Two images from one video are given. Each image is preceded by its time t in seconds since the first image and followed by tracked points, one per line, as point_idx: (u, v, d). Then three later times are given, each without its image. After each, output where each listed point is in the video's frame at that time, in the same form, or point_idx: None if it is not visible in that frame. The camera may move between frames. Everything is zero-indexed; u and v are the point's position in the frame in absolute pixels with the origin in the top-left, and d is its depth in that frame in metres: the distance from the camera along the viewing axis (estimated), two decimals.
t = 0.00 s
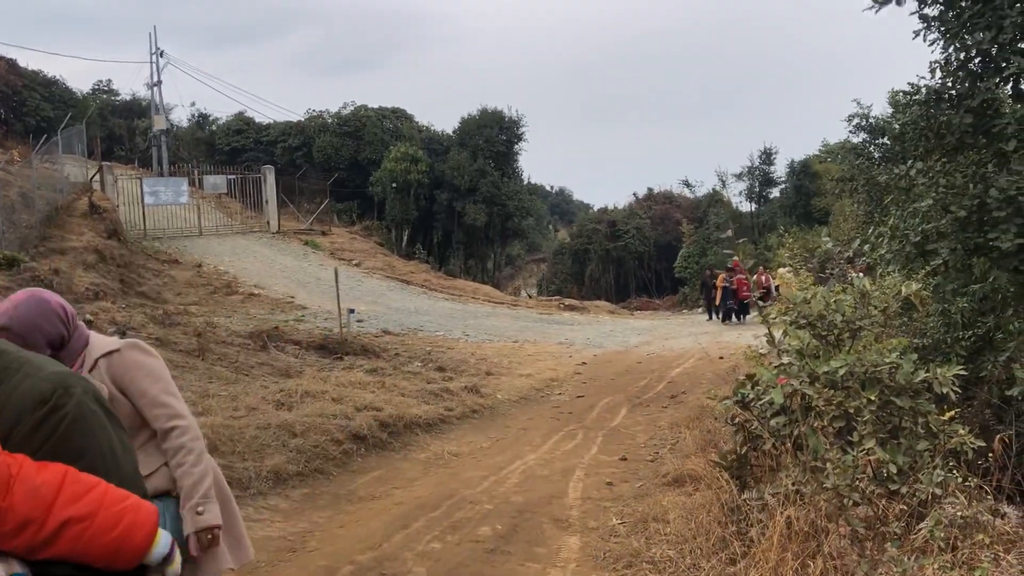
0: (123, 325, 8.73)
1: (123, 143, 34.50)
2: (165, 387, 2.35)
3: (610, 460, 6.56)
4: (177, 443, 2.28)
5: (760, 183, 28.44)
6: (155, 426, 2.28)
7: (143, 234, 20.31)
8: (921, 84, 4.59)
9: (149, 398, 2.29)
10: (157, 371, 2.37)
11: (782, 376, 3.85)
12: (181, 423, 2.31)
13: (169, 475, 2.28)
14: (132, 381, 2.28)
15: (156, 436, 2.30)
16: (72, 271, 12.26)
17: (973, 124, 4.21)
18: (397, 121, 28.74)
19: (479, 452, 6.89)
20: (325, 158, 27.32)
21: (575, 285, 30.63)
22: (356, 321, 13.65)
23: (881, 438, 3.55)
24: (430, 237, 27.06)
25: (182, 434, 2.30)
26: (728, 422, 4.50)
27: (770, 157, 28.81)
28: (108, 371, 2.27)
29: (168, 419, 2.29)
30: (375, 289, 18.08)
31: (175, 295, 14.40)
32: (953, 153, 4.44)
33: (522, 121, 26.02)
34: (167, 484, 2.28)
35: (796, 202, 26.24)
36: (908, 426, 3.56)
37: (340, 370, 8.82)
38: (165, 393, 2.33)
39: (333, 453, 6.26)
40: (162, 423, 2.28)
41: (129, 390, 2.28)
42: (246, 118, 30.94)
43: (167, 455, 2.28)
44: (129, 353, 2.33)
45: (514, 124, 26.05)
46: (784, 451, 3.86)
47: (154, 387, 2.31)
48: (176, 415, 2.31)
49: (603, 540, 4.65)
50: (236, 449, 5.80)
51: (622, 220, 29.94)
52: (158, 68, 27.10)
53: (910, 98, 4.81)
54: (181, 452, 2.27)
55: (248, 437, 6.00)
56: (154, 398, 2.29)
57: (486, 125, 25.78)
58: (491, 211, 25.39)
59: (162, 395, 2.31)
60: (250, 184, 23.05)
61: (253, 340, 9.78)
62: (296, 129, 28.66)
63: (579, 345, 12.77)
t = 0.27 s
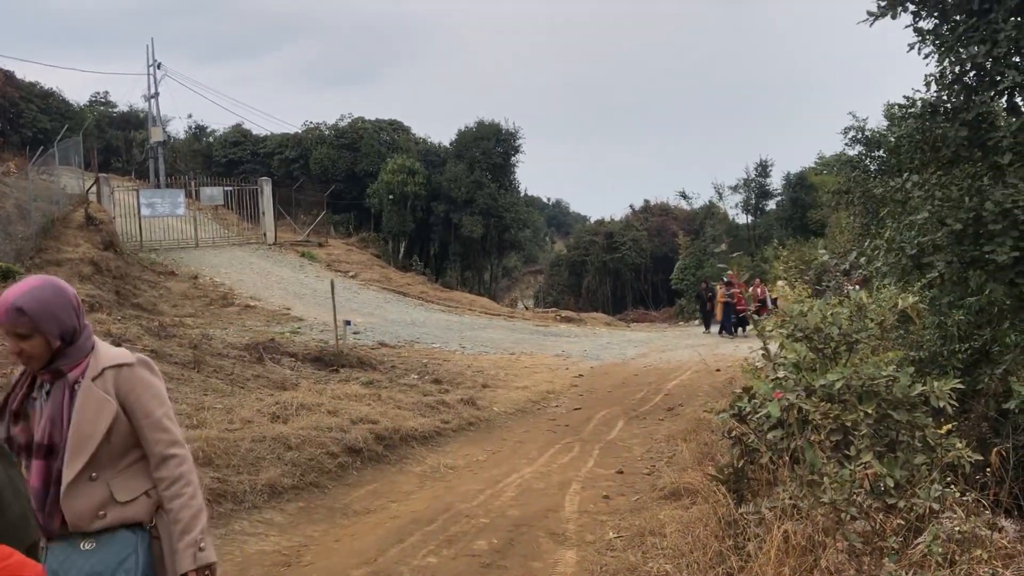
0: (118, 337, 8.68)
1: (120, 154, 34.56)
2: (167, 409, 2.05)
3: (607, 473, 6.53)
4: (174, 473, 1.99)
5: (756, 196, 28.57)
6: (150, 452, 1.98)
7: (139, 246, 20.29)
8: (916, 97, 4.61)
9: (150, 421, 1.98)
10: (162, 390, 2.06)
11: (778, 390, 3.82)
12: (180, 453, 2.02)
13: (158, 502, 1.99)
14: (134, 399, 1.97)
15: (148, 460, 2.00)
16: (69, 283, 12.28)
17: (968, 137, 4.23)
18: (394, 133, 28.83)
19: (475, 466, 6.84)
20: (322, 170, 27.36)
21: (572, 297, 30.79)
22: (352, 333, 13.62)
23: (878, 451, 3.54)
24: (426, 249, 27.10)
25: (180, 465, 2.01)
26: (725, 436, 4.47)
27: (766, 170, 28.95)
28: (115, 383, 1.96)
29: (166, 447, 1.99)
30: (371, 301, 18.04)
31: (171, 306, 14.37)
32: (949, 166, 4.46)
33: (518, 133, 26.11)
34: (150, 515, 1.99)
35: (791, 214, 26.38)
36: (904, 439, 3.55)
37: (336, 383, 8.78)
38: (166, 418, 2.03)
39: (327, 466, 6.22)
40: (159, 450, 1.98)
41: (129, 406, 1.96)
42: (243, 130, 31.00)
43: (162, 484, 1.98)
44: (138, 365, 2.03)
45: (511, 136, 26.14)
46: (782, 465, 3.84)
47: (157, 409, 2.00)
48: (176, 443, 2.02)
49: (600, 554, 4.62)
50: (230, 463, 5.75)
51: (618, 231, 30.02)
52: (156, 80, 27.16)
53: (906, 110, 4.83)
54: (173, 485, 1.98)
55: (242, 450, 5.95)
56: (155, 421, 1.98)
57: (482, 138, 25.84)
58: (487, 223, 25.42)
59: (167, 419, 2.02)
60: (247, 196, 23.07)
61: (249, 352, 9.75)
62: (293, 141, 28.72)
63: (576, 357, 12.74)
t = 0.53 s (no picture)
0: (114, 345, 8.64)
1: (117, 162, 34.58)
2: (153, 432, 2.03)
3: (604, 482, 6.50)
4: (150, 501, 1.97)
5: (753, 205, 28.63)
6: (130, 474, 1.96)
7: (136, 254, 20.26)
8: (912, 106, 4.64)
9: (135, 442, 1.96)
10: (151, 411, 2.04)
11: (775, 400, 3.81)
12: (159, 480, 2.00)
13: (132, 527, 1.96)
14: (124, 417, 1.95)
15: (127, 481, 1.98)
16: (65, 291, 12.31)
17: (964, 146, 4.24)
18: (391, 142, 28.88)
19: (472, 474, 6.81)
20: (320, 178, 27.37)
21: (569, 306, 30.88)
22: (349, 342, 13.59)
23: (875, 461, 3.52)
24: (424, 257, 27.10)
25: (157, 492, 1.99)
26: (722, 445, 4.46)
27: (763, 179, 29.01)
28: (106, 397, 1.94)
29: (147, 471, 1.97)
30: (368, 309, 18.01)
31: (167, 314, 14.36)
32: (944, 175, 4.47)
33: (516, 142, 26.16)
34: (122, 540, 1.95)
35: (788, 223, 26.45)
36: (901, 448, 3.54)
37: (332, 391, 8.74)
38: (151, 441, 2.00)
39: (323, 474, 6.18)
40: (139, 474, 1.96)
41: (119, 424, 1.95)
42: (240, 138, 31.02)
43: (138, 508, 1.95)
44: (131, 384, 2.00)
45: (508, 144, 26.18)
46: (779, 475, 3.82)
47: (144, 430, 1.98)
48: (157, 469, 2.00)
49: (597, 564, 4.59)
50: (226, 472, 5.71)
51: (616, 240, 30.06)
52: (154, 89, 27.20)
53: (902, 120, 4.85)
54: (150, 513, 1.96)
55: (239, 459, 5.92)
56: (141, 443, 1.97)
57: (480, 146, 25.88)
58: (485, 231, 25.43)
59: (151, 442, 2.00)
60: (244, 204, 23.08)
61: (246, 360, 9.72)
62: (290, 149, 28.75)
63: (573, 365, 12.72)
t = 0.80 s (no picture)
0: (110, 348, 8.62)
1: (115, 165, 34.58)
2: (105, 453, 2.04)
3: (601, 487, 6.49)
4: (94, 525, 1.97)
5: (751, 209, 28.67)
6: (77, 496, 1.96)
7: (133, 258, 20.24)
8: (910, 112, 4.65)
9: (86, 462, 1.97)
10: (105, 431, 2.05)
11: (772, 405, 3.80)
12: (105, 505, 2.00)
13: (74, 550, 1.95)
14: (79, 436, 1.97)
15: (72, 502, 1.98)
16: (63, 293, 12.34)
17: (962, 151, 4.25)
18: (389, 146, 28.91)
19: (469, 479, 6.79)
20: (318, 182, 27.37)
21: (567, 310, 30.88)
22: (346, 345, 13.57)
23: (873, 466, 3.52)
24: (421, 261, 27.09)
25: (103, 517, 1.99)
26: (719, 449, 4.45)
27: (760, 184, 29.05)
28: (63, 414, 1.95)
29: (94, 494, 1.98)
30: (366, 313, 18.00)
31: (164, 318, 14.34)
32: (942, 180, 4.48)
33: (514, 146, 26.19)
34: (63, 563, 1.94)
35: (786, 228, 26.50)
36: (899, 453, 3.54)
37: (329, 395, 8.72)
38: (103, 462, 2.02)
39: (320, 478, 6.16)
40: (85, 497, 1.97)
41: (74, 442, 1.96)
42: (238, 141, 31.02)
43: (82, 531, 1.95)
44: (90, 404, 2.01)
45: (506, 148, 26.23)
46: (776, 480, 3.82)
47: (97, 450, 2.00)
48: (106, 493, 2.00)
49: (593, 569, 4.58)
50: (223, 476, 5.69)
51: (614, 245, 30.07)
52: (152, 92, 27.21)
53: (899, 126, 4.86)
54: (93, 537, 1.96)
55: (235, 463, 5.89)
56: (92, 463, 1.98)
57: (478, 150, 25.91)
58: (483, 235, 25.42)
59: (102, 463, 2.01)
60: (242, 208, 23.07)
61: (243, 363, 9.69)
62: (288, 153, 28.76)
63: (571, 370, 12.71)
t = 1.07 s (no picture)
0: (110, 347, 8.61)
1: (115, 164, 34.64)
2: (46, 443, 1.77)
3: (602, 487, 6.49)
4: (34, 524, 1.71)
5: (751, 210, 28.68)
6: (12, 493, 1.70)
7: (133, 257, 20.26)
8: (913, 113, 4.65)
9: (22, 455, 1.70)
10: (45, 418, 1.77)
11: (775, 406, 3.79)
12: (48, 500, 1.74)
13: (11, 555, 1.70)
14: (13, 425, 1.69)
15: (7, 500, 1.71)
16: (63, 292, 12.33)
17: (964, 153, 4.25)
18: (390, 146, 28.94)
19: (470, 479, 6.80)
20: (318, 182, 27.39)
21: (567, 310, 30.88)
22: (347, 345, 13.58)
23: (875, 467, 3.52)
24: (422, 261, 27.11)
25: (44, 515, 1.73)
26: (720, 451, 4.44)
27: (761, 185, 29.06)
28: None
29: (33, 489, 1.72)
30: (366, 313, 18.00)
31: (164, 317, 14.35)
32: (944, 181, 4.48)
33: (515, 146, 26.22)
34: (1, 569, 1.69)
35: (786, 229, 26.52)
36: (901, 455, 3.54)
37: (330, 395, 8.72)
38: (43, 454, 1.75)
39: (321, 478, 6.16)
40: (23, 492, 1.70)
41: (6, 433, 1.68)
42: (239, 141, 31.05)
43: (17, 535, 1.69)
44: (22, 388, 1.72)
45: (507, 149, 26.25)
46: (778, 481, 3.81)
47: (35, 440, 1.72)
48: (46, 487, 1.74)
49: (595, 570, 4.58)
50: (223, 475, 5.68)
51: (614, 245, 30.08)
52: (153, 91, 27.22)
53: (901, 127, 4.86)
54: (31, 538, 1.70)
55: (236, 463, 5.89)
56: (29, 456, 1.71)
57: (479, 151, 25.95)
58: (483, 235, 25.43)
59: (40, 456, 1.73)
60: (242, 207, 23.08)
61: (244, 363, 9.70)
62: (289, 152, 28.78)
63: (571, 370, 12.72)
